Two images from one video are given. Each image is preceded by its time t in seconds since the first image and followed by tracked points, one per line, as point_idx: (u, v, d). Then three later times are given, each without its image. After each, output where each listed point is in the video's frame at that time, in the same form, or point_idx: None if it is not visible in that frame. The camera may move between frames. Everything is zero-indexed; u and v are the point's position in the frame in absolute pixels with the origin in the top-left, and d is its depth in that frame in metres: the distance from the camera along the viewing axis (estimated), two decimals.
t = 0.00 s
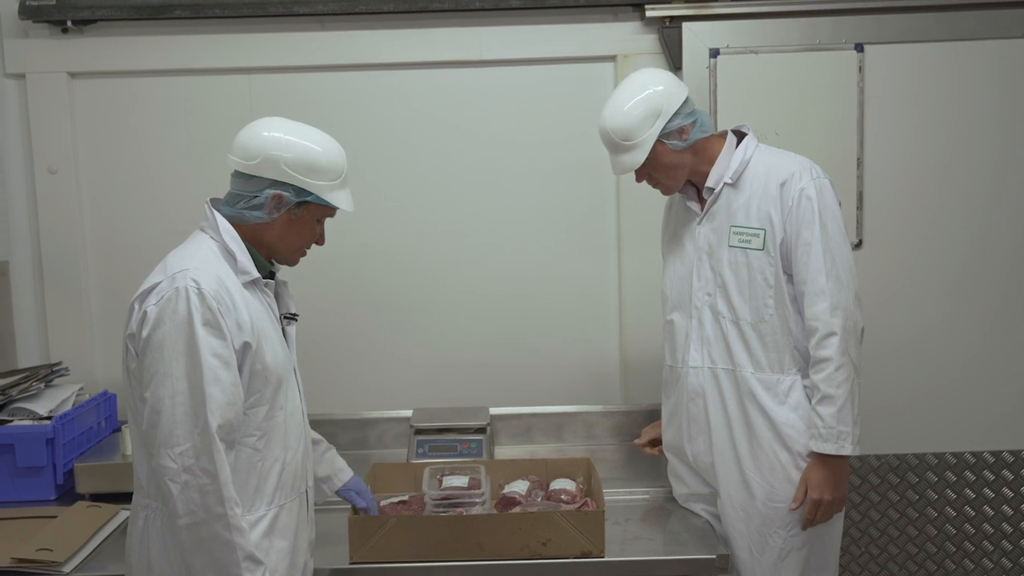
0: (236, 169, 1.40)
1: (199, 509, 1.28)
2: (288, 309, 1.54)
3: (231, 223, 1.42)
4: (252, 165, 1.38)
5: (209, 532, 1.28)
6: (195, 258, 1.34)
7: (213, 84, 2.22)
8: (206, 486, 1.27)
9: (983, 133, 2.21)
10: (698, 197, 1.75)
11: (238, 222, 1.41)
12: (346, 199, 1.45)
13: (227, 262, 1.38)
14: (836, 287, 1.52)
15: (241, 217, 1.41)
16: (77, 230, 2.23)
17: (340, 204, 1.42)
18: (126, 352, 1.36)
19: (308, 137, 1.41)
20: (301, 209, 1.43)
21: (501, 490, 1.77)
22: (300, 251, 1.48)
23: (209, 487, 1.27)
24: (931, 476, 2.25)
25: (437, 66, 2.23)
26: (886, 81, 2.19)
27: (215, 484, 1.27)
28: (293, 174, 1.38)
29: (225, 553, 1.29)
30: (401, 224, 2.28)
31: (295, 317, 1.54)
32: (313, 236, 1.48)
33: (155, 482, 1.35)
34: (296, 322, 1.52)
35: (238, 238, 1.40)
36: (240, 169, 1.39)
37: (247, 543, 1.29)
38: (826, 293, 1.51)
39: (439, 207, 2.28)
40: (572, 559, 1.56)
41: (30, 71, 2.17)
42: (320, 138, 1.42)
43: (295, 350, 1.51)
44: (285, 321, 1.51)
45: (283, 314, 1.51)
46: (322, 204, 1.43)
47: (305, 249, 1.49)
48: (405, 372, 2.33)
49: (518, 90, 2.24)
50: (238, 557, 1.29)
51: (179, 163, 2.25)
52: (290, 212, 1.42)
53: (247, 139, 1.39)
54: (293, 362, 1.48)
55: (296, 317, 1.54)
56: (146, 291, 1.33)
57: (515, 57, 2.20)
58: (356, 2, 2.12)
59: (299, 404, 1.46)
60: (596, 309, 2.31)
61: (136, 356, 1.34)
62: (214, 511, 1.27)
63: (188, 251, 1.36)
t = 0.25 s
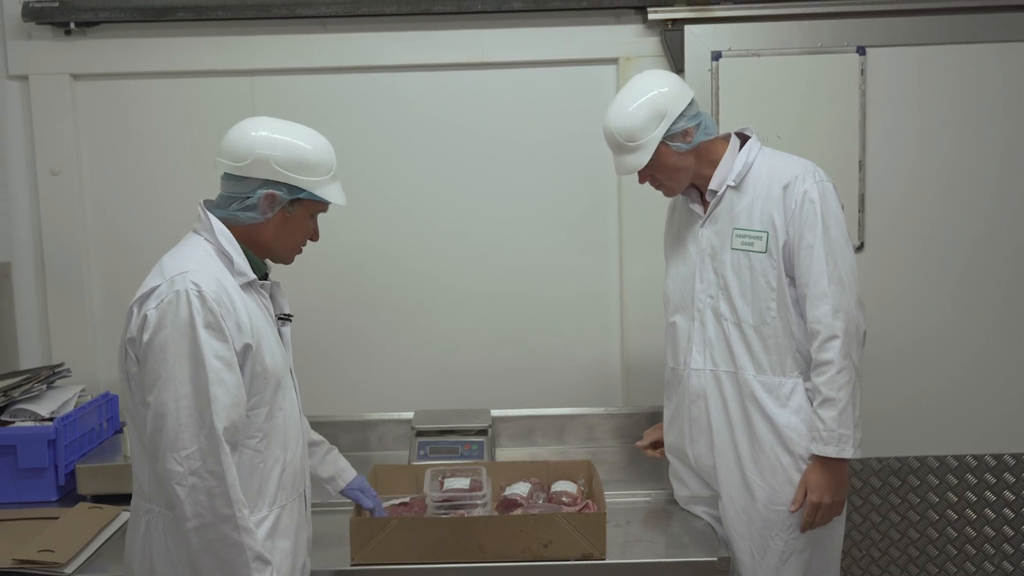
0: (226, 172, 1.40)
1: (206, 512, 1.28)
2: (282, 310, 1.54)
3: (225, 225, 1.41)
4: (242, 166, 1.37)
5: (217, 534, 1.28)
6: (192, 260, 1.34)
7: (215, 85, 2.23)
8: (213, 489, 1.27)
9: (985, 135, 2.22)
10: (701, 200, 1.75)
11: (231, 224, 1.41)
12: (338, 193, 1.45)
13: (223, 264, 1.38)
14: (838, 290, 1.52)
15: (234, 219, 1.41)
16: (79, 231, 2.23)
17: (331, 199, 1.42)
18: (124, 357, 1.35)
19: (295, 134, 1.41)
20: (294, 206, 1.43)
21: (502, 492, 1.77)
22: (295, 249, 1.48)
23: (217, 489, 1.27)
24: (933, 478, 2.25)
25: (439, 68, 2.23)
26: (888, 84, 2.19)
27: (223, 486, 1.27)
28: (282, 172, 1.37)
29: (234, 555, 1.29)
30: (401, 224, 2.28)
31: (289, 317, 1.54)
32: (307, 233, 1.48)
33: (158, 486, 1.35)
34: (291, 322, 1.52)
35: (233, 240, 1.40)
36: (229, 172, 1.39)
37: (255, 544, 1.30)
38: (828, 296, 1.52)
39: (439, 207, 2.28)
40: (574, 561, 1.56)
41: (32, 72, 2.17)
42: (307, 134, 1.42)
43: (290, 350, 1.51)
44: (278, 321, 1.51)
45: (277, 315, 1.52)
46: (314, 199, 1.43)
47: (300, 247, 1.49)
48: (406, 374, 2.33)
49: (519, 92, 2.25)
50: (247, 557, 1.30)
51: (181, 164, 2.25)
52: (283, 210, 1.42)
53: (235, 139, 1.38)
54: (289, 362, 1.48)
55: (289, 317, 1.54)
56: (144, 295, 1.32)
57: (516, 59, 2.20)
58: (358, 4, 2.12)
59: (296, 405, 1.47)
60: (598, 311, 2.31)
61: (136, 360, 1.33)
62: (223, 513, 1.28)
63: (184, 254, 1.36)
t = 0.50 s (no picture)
0: (213, 172, 1.40)
1: (203, 512, 1.28)
2: (277, 308, 1.54)
3: (219, 224, 1.42)
4: (226, 165, 1.37)
5: (213, 534, 1.28)
6: (186, 260, 1.34)
7: (215, 84, 2.23)
8: (210, 489, 1.27)
9: (985, 136, 2.22)
10: (702, 200, 1.76)
11: (222, 222, 1.42)
12: (327, 181, 1.44)
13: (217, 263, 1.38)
14: (839, 291, 1.52)
15: (224, 218, 1.41)
16: (78, 230, 2.24)
17: (319, 187, 1.41)
18: (120, 357, 1.35)
19: (278, 127, 1.40)
20: (283, 199, 1.42)
21: (501, 492, 1.77)
22: (290, 241, 1.48)
23: (214, 488, 1.27)
24: (931, 479, 2.25)
25: (439, 67, 2.23)
26: (888, 85, 2.19)
27: (219, 485, 1.27)
28: (267, 166, 1.37)
29: (230, 554, 1.29)
30: (401, 224, 2.28)
31: (285, 315, 1.54)
32: (300, 224, 1.47)
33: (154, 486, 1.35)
34: (286, 321, 1.52)
35: (228, 239, 1.41)
36: (214, 172, 1.39)
37: (252, 543, 1.30)
38: (829, 296, 1.52)
39: (439, 206, 2.28)
40: (572, 560, 1.56)
41: (32, 71, 2.17)
42: (291, 126, 1.41)
43: (285, 348, 1.51)
44: (274, 320, 1.51)
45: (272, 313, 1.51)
46: (303, 190, 1.42)
47: (295, 238, 1.49)
48: (405, 373, 2.33)
49: (517, 92, 2.25)
50: (244, 557, 1.29)
51: (181, 163, 2.25)
52: (273, 204, 1.42)
53: (218, 138, 1.38)
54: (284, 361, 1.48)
55: (285, 316, 1.54)
56: (138, 296, 1.32)
57: (516, 59, 2.20)
58: (359, 3, 2.13)
59: (293, 404, 1.47)
60: (597, 311, 2.32)
61: (131, 360, 1.33)
62: (219, 512, 1.27)
63: (179, 253, 1.36)
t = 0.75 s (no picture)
0: (210, 172, 1.40)
1: (194, 508, 1.29)
2: (279, 308, 1.53)
3: (220, 223, 1.42)
4: (222, 164, 1.37)
5: (204, 531, 1.29)
6: (185, 257, 1.34)
7: (214, 83, 2.22)
8: (201, 486, 1.28)
9: (985, 136, 2.22)
10: (701, 199, 1.76)
11: (223, 221, 1.42)
12: (324, 175, 1.43)
13: (217, 261, 1.38)
14: (839, 291, 1.52)
15: (224, 217, 1.41)
16: (77, 229, 2.23)
17: (316, 182, 1.40)
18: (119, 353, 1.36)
19: (273, 122, 1.39)
20: (282, 196, 1.42)
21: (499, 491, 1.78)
22: (291, 237, 1.48)
23: (204, 486, 1.27)
24: (929, 479, 2.25)
25: (438, 66, 2.23)
26: (887, 85, 2.19)
27: (210, 482, 1.27)
28: (263, 164, 1.36)
29: (220, 552, 1.30)
30: (400, 223, 2.28)
31: (286, 315, 1.53)
32: (300, 221, 1.47)
33: (148, 481, 1.36)
34: (287, 321, 1.51)
35: (228, 237, 1.40)
36: (212, 172, 1.38)
37: (242, 541, 1.30)
38: (829, 296, 1.52)
39: (438, 205, 2.28)
40: (570, 560, 1.56)
41: (30, 69, 2.17)
42: (286, 121, 1.40)
43: (285, 348, 1.50)
44: (274, 319, 1.50)
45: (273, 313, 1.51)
46: (301, 186, 1.41)
47: (296, 235, 1.49)
48: (404, 373, 2.33)
49: (516, 91, 2.24)
50: (233, 555, 1.30)
51: (180, 162, 2.25)
52: (272, 202, 1.42)
53: (213, 137, 1.38)
54: (284, 360, 1.47)
55: (286, 315, 1.53)
56: (137, 292, 1.33)
57: (515, 58, 2.20)
58: (357, 3, 2.13)
59: (292, 403, 1.46)
60: (596, 310, 2.31)
61: (129, 356, 1.34)
62: (209, 510, 1.28)
63: (178, 250, 1.36)
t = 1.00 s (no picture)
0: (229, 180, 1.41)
1: (184, 496, 1.29)
2: (299, 310, 1.54)
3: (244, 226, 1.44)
4: (237, 171, 1.38)
5: (191, 519, 1.29)
6: (204, 251, 1.36)
7: (215, 82, 2.22)
8: (192, 473, 1.28)
9: (986, 135, 2.22)
10: (704, 198, 1.76)
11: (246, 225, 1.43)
12: (341, 169, 1.43)
13: (237, 258, 1.39)
14: (840, 290, 1.52)
15: (246, 221, 1.43)
16: (77, 227, 2.23)
17: (332, 177, 1.40)
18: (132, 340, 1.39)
19: (284, 122, 1.38)
20: (300, 194, 1.41)
21: (500, 490, 1.78)
22: (319, 232, 1.48)
23: (195, 473, 1.28)
24: (930, 478, 2.25)
25: (438, 65, 2.23)
26: (889, 84, 2.19)
27: (202, 471, 1.27)
28: (275, 166, 1.37)
29: (205, 542, 1.29)
30: (400, 222, 2.28)
31: (305, 319, 1.53)
32: (324, 215, 1.46)
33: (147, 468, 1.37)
34: (304, 324, 1.51)
35: (252, 237, 1.42)
36: (229, 180, 1.40)
37: (227, 534, 1.29)
38: (830, 295, 1.52)
39: (439, 204, 2.28)
40: (570, 558, 1.56)
41: (31, 68, 2.17)
42: (296, 120, 1.40)
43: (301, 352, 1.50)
44: (292, 321, 1.50)
45: (293, 316, 1.51)
46: (317, 182, 1.41)
47: (323, 229, 1.48)
48: (404, 371, 2.33)
49: (519, 89, 2.25)
50: (217, 546, 1.28)
51: (181, 161, 2.25)
52: (291, 203, 1.42)
53: (227, 143, 1.39)
54: (298, 363, 1.47)
55: (305, 319, 1.53)
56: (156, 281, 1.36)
57: (515, 57, 2.20)
58: (358, 1, 2.13)
59: (302, 405, 1.46)
60: (597, 310, 2.32)
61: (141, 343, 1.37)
62: (198, 498, 1.28)
63: (200, 245, 1.39)
